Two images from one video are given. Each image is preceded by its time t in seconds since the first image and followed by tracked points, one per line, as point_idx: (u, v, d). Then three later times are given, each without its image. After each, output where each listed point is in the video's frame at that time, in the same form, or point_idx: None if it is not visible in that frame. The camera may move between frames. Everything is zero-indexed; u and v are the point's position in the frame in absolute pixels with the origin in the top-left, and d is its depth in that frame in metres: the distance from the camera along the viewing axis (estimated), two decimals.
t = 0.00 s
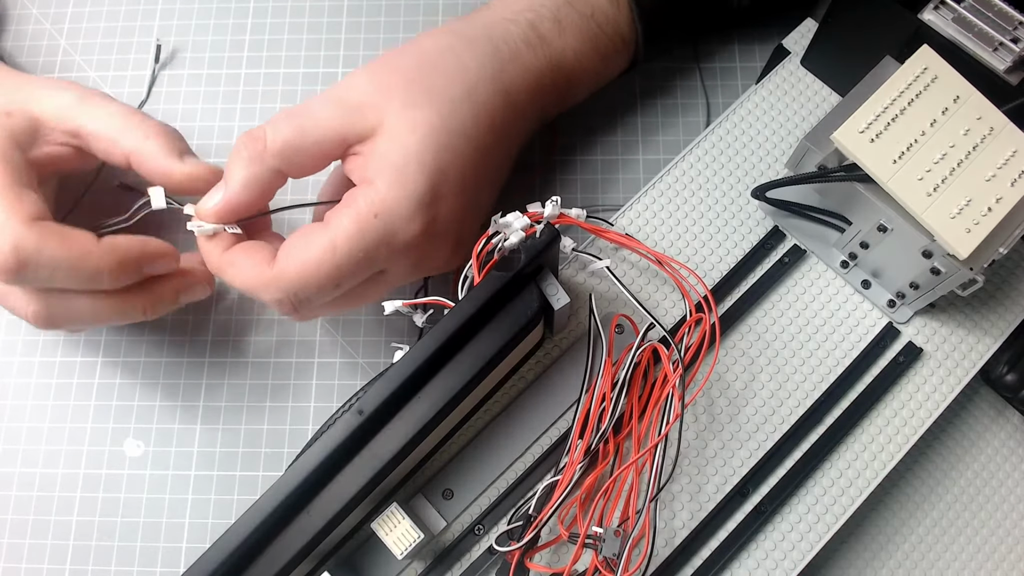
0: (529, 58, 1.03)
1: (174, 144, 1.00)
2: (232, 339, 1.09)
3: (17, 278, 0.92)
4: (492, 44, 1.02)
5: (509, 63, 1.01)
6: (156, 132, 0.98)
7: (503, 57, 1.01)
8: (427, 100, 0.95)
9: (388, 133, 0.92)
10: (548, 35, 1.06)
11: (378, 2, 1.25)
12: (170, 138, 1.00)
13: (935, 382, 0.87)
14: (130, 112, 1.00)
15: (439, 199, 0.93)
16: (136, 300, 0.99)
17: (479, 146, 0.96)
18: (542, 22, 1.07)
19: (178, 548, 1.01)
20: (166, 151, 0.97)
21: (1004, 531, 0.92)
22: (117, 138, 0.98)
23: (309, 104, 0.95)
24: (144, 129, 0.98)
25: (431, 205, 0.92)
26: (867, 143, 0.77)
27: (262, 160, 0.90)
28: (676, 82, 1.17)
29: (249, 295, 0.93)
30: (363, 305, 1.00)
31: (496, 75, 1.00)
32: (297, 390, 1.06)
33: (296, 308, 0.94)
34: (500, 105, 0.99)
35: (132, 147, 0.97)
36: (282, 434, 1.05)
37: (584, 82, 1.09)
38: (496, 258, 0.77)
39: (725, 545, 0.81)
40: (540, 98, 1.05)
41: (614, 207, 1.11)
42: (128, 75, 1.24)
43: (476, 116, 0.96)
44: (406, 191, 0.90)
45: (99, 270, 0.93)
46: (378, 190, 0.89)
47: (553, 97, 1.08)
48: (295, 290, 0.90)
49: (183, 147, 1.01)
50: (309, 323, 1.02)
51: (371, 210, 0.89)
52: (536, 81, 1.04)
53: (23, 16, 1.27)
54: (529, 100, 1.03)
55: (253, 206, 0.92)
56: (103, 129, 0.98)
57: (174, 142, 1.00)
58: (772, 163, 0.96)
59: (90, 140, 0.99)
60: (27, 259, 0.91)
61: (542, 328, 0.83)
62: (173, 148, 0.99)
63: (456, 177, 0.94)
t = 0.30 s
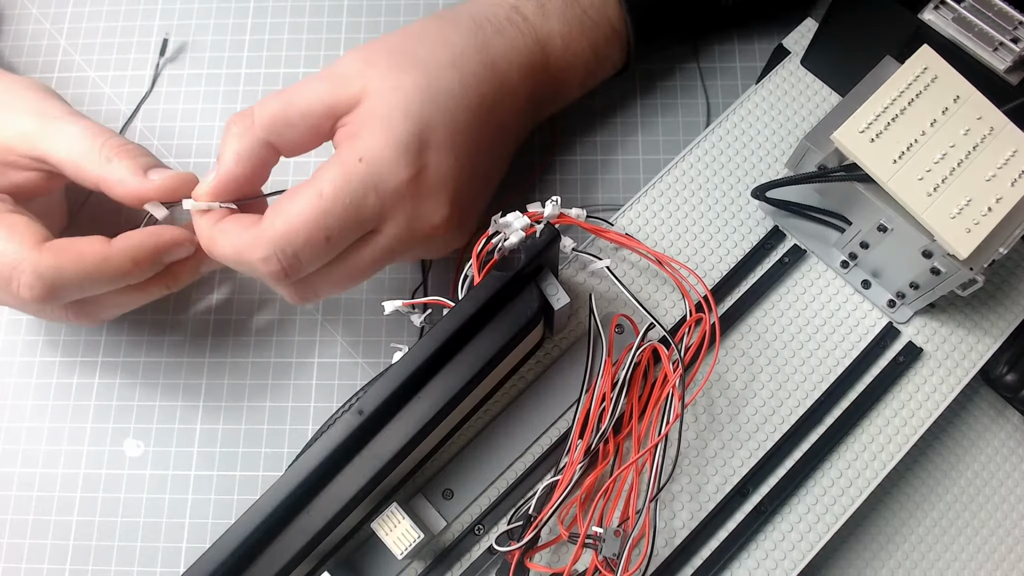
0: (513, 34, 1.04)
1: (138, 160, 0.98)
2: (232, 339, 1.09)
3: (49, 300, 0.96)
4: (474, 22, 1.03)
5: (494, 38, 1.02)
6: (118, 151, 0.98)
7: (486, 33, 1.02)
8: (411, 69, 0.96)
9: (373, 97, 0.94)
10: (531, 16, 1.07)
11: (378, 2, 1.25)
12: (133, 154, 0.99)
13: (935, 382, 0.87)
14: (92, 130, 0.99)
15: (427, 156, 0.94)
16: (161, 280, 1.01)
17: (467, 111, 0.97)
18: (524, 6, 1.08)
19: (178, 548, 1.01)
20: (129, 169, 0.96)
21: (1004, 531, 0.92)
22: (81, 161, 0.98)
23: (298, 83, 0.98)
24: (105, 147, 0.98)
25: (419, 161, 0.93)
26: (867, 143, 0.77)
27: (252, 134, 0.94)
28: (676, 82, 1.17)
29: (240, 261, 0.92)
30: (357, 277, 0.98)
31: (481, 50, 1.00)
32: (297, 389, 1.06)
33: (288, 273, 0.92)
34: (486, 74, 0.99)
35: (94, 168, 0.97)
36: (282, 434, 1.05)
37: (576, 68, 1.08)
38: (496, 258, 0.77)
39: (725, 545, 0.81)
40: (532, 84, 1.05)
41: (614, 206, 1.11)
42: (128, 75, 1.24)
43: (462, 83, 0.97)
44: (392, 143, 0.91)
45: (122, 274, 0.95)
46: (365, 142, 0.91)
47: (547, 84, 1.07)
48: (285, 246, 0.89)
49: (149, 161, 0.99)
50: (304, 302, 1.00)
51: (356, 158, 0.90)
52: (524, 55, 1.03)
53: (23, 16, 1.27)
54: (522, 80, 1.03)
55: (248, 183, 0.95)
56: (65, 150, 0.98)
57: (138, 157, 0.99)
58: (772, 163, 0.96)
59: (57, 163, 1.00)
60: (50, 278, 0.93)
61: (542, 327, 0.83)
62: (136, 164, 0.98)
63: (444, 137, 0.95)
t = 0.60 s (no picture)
0: (515, 37, 1.04)
1: (131, 153, 0.98)
2: (233, 339, 1.09)
3: (53, 295, 0.96)
4: (477, 25, 1.04)
5: (495, 40, 1.02)
6: (113, 143, 0.98)
7: (488, 36, 1.02)
8: (412, 69, 0.96)
9: (375, 97, 0.93)
10: (534, 18, 1.07)
11: (378, 2, 1.25)
12: (127, 146, 0.98)
13: (935, 382, 0.87)
14: (87, 121, 0.99)
15: (427, 159, 0.93)
16: (157, 262, 1.01)
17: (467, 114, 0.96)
18: (527, 6, 1.08)
19: (178, 548, 1.01)
20: (121, 162, 0.96)
21: (1004, 531, 0.92)
22: (76, 150, 0.98)
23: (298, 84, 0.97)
24: (101, 138, 0.98)
25: (419, 164, 0.93)
26: (867, 144, 0.77)
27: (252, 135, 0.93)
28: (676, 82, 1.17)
29: (236, 258, 0.92)
30: (356, 276, 0.98)
31: (481, 52, 1.00)
32: (297, 390, 1.06)
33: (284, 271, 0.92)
34: (488, 76, 0.99)
35: (91, 158, 0.97)
36: (282, 434, 1.05)
37: (579, 71, 1.08)
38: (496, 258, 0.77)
39: (724, 545, 0.81)
40: (534, 87, 1.05)
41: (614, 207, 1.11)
42: (128, 75, 1.24)
43: (462, 87, 0.97)
44: (391, 147, 0.91)
45: (118, 256, 0.95)
46: (366, 145, 0.91)
47: (549, 87, 1.07)
48: (281, 245, 0.89)
49: (142, 155, 0.99)
50: (299, 300, 1.00)
51: (354, 161, 0.89)
52: (525, 59, 1.03)
53: (22, 16, 1.27)
54: (524, 82, 1.03)
55: (245, 184, 0.94)
56: (61, 140, 0.98)
57: (131, 150, 0.98)
58: (772, 163, 0.96)
59: (52, 153, 1.00)
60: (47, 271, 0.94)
61: (542, 328, 0.83)
62: (129, 158, 0.97)
63: (444, 137, 0.94)
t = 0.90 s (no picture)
0: (521, 43, 1.02)
1: (93, 163, 0.95)
2: (232, 339, 1.09)
3: (42, 321, 0.96)
4: (483, 28, 1.02)
5: (499, 46, 1.01)
6: (75, 155, 0.95)
7: (494, 41, 1.01)
8: (402, 66, 0.95)
9: (357, 94, 0.93)
10: (544, 20, 1.04)
11: (378, 2, 1.25)
12: (89, 156, 0.95)
13: (936, 382, 0.87)
14: (47, 132, 0.96)
15: (394, 163, 0.94)
16: (144, 284, 1.01)
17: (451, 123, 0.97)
18: (538, 7, 1.05)
19: (178, 548, 1.01)
20: (86, 176, 0.94)
21: (1004, 531, 0.92)
22: (38, 164, 0.94)
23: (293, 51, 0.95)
24: (61, 151, 0.95)
25: (385, 169, 0.93)
26: (867, 144, 0.77)
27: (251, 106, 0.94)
28: (676, 83, 1.17)
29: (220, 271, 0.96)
30: (330, 288, 1.00)
31: (485, 58, 0.99)
32: (297, 390, 1.06)
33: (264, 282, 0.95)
34: (483, 83, 0.99)
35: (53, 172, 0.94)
36: (281, 434, 1.05)
37: (590, 73, 1.05)
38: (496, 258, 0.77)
39: (724, 545, 0.81)
40: (542, 94, 1.03)
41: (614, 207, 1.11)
42: (128, 75, 1.24)
43: (454, 96, 0.97)
44: (357, 154, 0.91)
45: (98, 275, 0.94)
46: (332, 152, 0.92)
47: (559, 97, 1.06)
48: (256, 258, 0.92)
49: (105, 164, 0.96)
50: (286, 311, 1.02)
51: (322, 170, 0.91)
52: (528, 66, 1.02)
53: (23, 16, 1.27)
54: (532, 95, 1.03)
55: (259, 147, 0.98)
56: (19, 154, 0.95)
57: (93, 160, 0.95)
58: (772, 163, 0.96)
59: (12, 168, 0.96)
60: (30, 295, 0.94)
61: (542, 328, 0.83)
62: (92, 170, 0.95)
63: (416, 143, 0.94)
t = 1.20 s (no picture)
0: (538, 68, 1.03)
1: (86, 168, 0.93)
2: (232, 339, 1.09)
3: (63, 338, 0.97)
4: (508, 54, 1.02)
5: (520, 74, 1.01)
6: (68, 161, 0.93)
7: (516, 66, 1.01)
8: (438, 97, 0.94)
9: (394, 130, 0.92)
10: (563, 44, 1.05)
11: (378, 2, 1.25)
12: (82, 161, 0.93)
13: (936, 382, 0.87)
14: (38, 139, 0.94)
15: (416, 200, 0.94)
16: (153, 284, 1.02)
17: (469, 160, 0.98)
18: (557, 28, 1.05)
19: (178, 548, 1.01)
20: (81, 185, 0.92)
21: (1004, 531, 0.92)
22: (33, 173, 0.93)
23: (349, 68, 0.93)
24: (54, 158, 0.93)
25: (407, 208, 0.94)
26: (867, 144, 0.77)
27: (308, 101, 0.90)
28: (677, 83, 1.17)
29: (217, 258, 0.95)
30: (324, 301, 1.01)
31: (505, 90, 1.00)
32: (297, 390, 1.06)
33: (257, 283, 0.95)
34: (501, 113, 1.00)
35: (49, 181, 0.93)
36: (282, 434, 1.05)
37: (593, 89, 1.09)
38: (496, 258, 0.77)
39: (724, 545, 0.81)
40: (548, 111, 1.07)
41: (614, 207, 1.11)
42: (128, 75, 1.24)
43: (472, 133, 0.97)
44: (384, 188, 0.91)
45: (109, 284, 0.95)
46: (359, 188, 0.91)
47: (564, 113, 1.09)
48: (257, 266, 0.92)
49: (100, 167, 0.94)
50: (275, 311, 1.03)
51: (345, 204, 0.90)
52: (541, 92, 1.04)
53: (22, 16, 1.27)
54: (540, 120, 1.07)
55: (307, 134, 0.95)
56: (15, 165, 0.94)
57: (85, 165, 0.93)
58: (772, 163, 0.96)
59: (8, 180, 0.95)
60: (48, 316, 0.95)
61: (542, 328, 0.83)
62: (85, 175, 0.92)
63: (439, 180, 0.95)
